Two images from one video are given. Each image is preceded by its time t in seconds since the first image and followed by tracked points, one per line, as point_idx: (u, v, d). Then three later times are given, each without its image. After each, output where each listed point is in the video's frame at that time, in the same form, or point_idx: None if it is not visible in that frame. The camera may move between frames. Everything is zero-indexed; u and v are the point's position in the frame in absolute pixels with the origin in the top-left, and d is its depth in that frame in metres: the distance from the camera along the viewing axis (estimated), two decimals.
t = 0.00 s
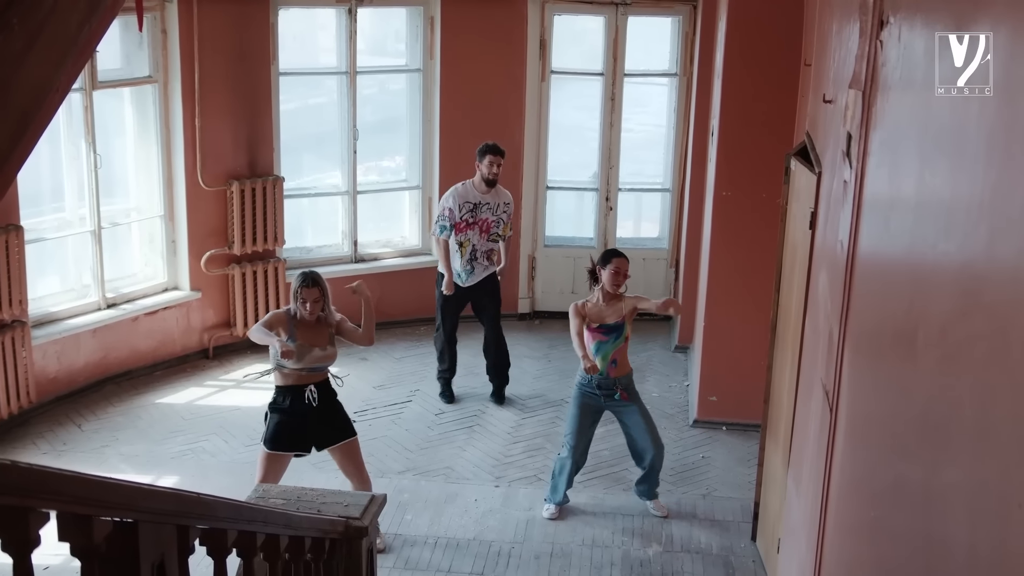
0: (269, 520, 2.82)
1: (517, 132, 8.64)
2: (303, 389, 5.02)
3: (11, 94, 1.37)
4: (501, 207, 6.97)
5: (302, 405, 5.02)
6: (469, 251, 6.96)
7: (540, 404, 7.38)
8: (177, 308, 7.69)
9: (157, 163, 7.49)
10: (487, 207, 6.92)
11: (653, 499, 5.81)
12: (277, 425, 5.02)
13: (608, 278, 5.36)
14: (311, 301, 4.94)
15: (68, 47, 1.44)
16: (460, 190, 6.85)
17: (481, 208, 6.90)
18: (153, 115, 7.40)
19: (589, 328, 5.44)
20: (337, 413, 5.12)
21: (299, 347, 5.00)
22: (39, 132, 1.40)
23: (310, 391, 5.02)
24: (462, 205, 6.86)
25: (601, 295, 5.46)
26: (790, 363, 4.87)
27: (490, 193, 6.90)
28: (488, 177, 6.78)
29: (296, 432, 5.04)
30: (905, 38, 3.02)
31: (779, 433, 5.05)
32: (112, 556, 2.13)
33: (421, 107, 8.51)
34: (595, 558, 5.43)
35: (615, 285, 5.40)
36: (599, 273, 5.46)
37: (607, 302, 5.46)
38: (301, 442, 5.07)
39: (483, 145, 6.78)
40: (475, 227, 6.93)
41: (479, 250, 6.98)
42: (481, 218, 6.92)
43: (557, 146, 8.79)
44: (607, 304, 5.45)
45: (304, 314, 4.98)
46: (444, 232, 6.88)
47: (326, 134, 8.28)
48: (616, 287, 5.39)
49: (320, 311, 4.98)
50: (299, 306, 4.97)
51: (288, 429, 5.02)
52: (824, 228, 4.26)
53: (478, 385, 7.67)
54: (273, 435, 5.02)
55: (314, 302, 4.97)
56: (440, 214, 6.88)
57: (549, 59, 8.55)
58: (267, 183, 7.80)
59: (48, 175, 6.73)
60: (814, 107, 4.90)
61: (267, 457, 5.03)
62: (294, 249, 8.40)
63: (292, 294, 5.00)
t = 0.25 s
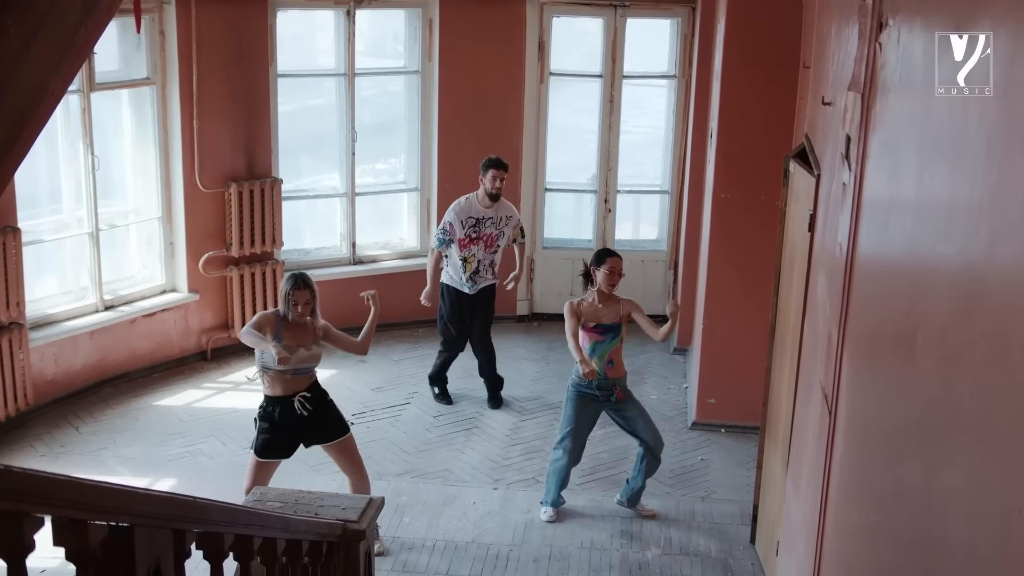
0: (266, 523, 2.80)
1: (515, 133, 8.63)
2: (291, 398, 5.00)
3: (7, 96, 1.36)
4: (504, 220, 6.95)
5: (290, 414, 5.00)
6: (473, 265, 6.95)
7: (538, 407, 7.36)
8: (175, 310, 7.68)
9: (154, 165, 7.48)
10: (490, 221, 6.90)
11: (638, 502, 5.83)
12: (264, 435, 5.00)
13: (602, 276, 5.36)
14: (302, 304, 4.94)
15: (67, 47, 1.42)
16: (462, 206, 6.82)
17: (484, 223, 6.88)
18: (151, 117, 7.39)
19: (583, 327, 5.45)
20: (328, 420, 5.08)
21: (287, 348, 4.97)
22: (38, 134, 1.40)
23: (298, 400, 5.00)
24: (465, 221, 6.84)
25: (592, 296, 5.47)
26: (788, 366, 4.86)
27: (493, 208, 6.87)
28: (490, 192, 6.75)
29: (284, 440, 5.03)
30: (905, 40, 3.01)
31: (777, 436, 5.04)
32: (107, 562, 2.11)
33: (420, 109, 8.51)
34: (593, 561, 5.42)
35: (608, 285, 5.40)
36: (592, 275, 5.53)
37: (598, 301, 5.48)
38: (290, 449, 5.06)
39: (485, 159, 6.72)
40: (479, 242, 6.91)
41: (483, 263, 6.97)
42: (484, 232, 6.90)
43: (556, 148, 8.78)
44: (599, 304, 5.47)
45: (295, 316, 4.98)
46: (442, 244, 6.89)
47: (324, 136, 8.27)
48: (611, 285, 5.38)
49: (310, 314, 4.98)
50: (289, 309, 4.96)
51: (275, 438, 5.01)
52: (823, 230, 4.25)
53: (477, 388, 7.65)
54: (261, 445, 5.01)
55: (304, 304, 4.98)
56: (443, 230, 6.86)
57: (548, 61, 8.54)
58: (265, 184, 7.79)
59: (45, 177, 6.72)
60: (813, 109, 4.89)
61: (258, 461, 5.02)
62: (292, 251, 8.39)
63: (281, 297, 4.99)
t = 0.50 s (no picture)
0: (263, 526, 2.79)
1: (514, 133, 8.62)
2: (283, 404, 5.00)
3: (4, 93, 1.37)
4: (508, 223, 6.92)
5: (281, 420, 5.00)
6: (474, 265, 6.92)
7: (537, 407, 7.35)
8: (173, 311, 7.67)
9: (152, 166, 7.47)
10: (493, 222, 6.88)
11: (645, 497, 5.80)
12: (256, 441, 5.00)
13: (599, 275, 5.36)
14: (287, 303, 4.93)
15: (61, 47, 1.43)
16: (467, 204, 6.82)
17: (487, 223, 6.86)
18: (148, 117, 7.38)
19: (579, 329, 5.47)
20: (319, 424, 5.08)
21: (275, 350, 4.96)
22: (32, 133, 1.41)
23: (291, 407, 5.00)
24: (469, 219, 6.83)
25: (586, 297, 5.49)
26: (787, 367, 4.86)
27: (498, 209, 6.86)
28: (497, 194, 6.73)
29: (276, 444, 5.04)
30: (904, 40, 3.00)
31: (776, 437, 5.03)
32: (103, 566, 2.10)
33: (418, 109, 8.50)
34: (592, 562, 5.41)
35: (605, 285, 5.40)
36: (588, 277, 5.55)
37: (596, 301, 5.50)
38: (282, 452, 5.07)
39: (492, 163, 6.69)
40: (481, 241, 6.88)
41: (484, 264, 6.94)
42: (487, 233, 6.88)
43: (555, 148, 8.76)
44: (594, 305, 5.49)
45: (280, 316, 4.97)
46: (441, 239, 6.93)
47: (322, 136, 8.25)
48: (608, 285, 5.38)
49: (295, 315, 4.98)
50: (274, 308, 4.95)
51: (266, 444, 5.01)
52: (822, 231, 4.23)
53: (475, 388, 7.64)
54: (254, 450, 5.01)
55: (290, 304, 4.97)
56: (446, 226, 6.86)
57: (546, 61, 8.53)
58: (263, 184, 7.78)
59: (43, 177, 6.71)
60: (812, 109, 4.88)
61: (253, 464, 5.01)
62: (290, 252, 8.38)
63: (268, 297, 4.98)
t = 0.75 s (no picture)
0: (262, 527, 2.79)
1: (513, 133, 8.61)
2: (282, 401, 5.00)
3: None
4: (509, 233, 6.85)
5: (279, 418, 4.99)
6: (472, 269, 6.91)
7: (537, 408, 7.34)
8: (171, 311, 7.65)
9: (151, 166, 7.46)
10: (494, 229, 6.83)
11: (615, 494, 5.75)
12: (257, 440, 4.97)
13: (590, 274, 5.36)
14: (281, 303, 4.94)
15: (55, 51, 1.42)
16: (472, 207, 6.81)
17: (487, 229, 6.82)
18: (147, 117, 7.37)
19: (578, 332, 5.41)
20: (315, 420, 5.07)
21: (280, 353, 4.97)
22: (25, 137, 1.40)
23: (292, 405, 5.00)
24: (469, 222, 6.82)
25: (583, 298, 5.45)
26: (787, 368, 4.85)
27: (501, 216, 6.81)
28: (503, 201, 6.69)
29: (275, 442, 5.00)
30: (904, 40, 2.99)
31: (776, 439, 5.03)
32: (100, 569, 2.09)
33: (417, 109, 8.48)
34: (592, 562, 5.40)
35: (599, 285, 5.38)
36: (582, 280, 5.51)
37: (593, 301, 5.45)
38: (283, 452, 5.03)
39: (502, 167, 6.63)
40: (482, 246, 6.86)
41: (481, 270, 6.92)
42: (486, 240, 6.84)
43: (554, 147, 8.75)
44: (591, 306, 5.43)
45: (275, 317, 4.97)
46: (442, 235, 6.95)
47: (321, 136, 8.24)
48: (600, 284, 5.37)
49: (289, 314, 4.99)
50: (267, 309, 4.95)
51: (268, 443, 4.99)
52: (822, 231, 4.22)
53: (474, 389, 7.63)
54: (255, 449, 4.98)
55: (283, 304, 4.98)
56: (448, 226, 6.89)
57: (545, 61, 8.52)
58: (261, 184, 7.77)
59: (41, 178, 6.70)
60: (812, 109, 4.87)
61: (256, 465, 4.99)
62: (289, 252, 8.37)
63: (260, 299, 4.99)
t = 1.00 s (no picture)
0: (261, 528, 2.78)
1: (514, 133, 8.60)
2: (283, 404, 4.98)
3: None
4: (509, 229, 6.83)
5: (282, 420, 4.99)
6: (472, 260, 6.93)
7: (538, 408, 7.33)
8: (172, 311, 7.65)
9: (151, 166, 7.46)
10: (494, 223, 6.82)
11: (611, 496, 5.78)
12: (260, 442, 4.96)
13: (582, 270, 5.38)
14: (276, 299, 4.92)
15: (53, 51, 1.41)
16: (471, 198, 6.82)
17: (486, 222, 6.82)
18: (148, 116, 7.37)
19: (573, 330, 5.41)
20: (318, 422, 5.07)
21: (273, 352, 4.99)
22: (22, 138, 1.39)
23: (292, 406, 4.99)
24: (469, 212, 6.84)
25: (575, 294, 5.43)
26: (789, 368, 4.85)
27: (501, 210, 6.80)
28: (501, 196, 6.67)
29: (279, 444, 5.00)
30: (906, 40, 2.98)
31: (778, 439, 5.02)
32: (99, 571, 2.08)
33: (418, 109, 8.48)
34: (593, 563, 5.39)
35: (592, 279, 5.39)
36: (577, 279, 5.52)
37: (589, 297, 5.43)
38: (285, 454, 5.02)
39: (504, 162, 6.60)
40: (481, 237, 6.87)
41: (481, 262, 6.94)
42: (485, 232, 6.85)
43: (555, 147, 8.74)
44: (586, 303, 5.41)
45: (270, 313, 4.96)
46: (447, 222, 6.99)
47: (322, 135, 8.23)
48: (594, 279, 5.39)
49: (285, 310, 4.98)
50: (264, 305, 4.94)
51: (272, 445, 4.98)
52: (824, 231, 4.21)
53: (475, 388, 7.63)
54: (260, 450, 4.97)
55: (279, 300, 4.96)
56: (450, 214, 6.93)
57: (546, 60, 8.51)
58: (262, 184, 7.76)
59: (42, 177, 6.69)
60: (813, 109, 4.86)
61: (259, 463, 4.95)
62: (290, 252, 8.37)
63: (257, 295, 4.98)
